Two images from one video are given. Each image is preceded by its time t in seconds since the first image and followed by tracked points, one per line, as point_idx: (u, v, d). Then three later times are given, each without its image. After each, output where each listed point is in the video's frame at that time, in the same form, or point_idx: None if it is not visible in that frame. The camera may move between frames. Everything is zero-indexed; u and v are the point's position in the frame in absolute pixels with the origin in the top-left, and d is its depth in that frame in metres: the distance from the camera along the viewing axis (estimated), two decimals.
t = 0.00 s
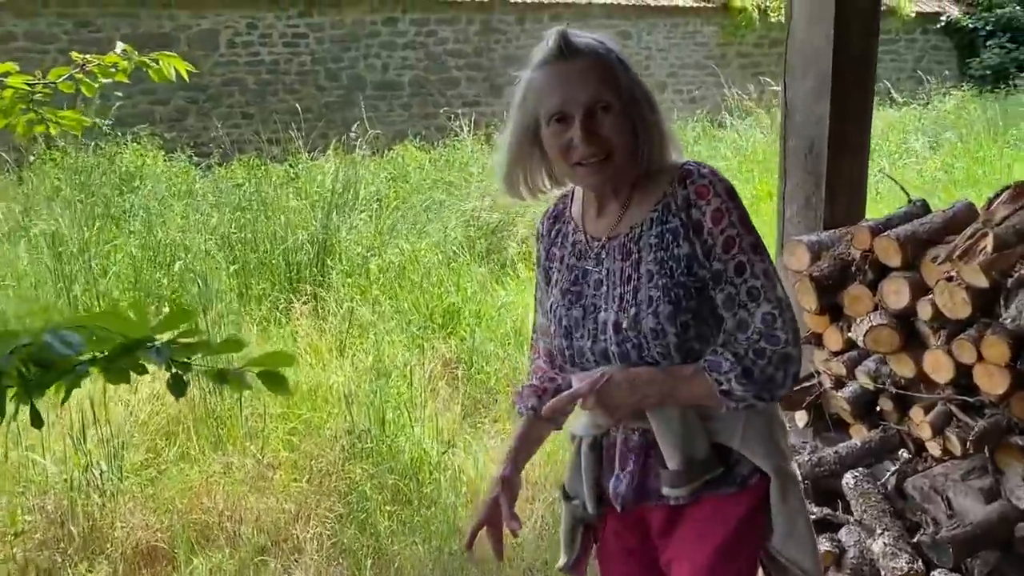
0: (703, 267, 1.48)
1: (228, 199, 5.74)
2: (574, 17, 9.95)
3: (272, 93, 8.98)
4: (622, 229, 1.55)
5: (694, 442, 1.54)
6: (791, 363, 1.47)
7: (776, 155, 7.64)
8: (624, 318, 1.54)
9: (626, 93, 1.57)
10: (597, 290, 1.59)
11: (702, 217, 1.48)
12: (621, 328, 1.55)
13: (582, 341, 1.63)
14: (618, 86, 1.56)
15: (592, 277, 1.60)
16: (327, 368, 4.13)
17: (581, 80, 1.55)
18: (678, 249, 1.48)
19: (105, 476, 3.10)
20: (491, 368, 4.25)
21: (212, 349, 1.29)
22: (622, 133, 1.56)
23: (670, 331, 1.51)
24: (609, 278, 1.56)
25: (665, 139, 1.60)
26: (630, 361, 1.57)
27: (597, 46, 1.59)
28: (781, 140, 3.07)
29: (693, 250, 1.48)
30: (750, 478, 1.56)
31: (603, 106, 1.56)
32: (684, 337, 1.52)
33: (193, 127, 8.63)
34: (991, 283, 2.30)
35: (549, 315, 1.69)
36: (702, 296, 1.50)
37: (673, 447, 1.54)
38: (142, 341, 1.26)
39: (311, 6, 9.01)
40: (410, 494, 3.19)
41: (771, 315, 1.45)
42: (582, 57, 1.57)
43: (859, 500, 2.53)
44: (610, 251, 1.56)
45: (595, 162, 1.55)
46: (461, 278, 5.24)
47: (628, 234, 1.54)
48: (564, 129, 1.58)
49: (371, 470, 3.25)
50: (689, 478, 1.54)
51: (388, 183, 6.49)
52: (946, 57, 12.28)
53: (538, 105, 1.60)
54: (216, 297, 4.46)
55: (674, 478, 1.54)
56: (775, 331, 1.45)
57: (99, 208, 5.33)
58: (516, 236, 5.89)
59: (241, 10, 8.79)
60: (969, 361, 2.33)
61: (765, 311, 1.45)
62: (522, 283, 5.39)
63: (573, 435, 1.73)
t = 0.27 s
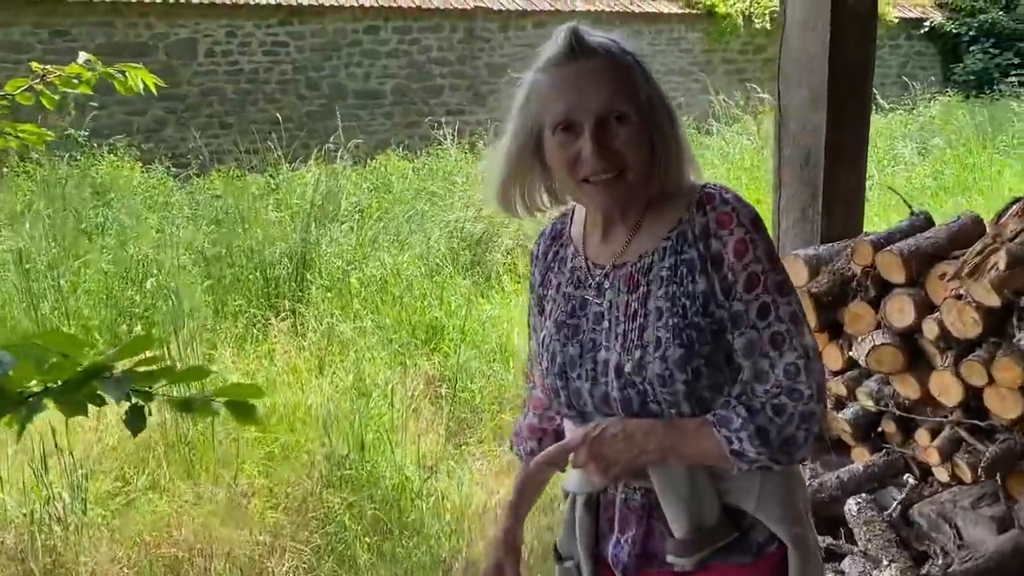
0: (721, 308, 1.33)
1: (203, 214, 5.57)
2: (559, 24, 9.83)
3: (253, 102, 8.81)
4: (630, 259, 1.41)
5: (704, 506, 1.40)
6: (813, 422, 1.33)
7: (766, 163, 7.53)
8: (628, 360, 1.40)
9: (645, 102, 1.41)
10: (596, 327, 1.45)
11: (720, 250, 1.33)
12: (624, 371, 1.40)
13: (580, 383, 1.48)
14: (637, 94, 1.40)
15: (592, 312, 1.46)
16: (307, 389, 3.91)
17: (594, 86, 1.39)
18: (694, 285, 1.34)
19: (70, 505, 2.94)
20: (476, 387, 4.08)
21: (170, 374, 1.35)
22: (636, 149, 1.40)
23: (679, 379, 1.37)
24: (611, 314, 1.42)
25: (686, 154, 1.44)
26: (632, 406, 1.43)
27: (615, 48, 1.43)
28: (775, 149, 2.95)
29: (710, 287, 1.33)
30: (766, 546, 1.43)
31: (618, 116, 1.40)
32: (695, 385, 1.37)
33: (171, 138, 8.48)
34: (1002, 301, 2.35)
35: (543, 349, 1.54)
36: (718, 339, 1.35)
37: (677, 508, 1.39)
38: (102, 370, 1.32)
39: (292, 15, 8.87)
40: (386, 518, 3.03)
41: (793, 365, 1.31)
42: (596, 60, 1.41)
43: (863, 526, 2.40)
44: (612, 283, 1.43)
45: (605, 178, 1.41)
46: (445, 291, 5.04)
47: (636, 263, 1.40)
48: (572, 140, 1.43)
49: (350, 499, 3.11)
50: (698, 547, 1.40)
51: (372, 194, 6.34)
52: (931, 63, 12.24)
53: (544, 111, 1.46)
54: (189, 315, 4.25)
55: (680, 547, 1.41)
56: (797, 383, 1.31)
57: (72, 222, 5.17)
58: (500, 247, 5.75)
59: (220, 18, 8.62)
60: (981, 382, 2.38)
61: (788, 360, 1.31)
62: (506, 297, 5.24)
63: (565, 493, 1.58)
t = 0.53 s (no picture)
0: (766, 368, 1.22)
1: (175, 225, 5.36)
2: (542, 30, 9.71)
3: (232, 110, 8.66)
4: (655, 297, 1.32)
5: None
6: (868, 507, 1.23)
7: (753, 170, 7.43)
8: (647, 425, 1.28)
9: (681, 110, 1.29)
10: (611, 381, 1.34)
11: (771, 294, 1.22)
12: (642, 438, 1.29)
13: (589, 446, 1.37)
14: (672, 101, 1.28)
15: (607, 361, 1.35)
16: (280, 408, 3.72)
17: (625, 91, 1.27)
18: (735, 337, 1.23)
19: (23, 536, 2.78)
20: (456, 401, 3.90)
21: (120, 396, 1.13)
22: (669, 163, 1.29)
23: (712, 452, 1.25)
24: (631, 366, 1.32)
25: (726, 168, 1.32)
26: (647, 481, 1.32)
27: (647, 45, 1.30)
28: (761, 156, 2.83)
29: (754, 340, 1.22)
30: None
31: (650, 125, 1.29)
32: (729, 461, 1.26)
33: (148, 147, 8.35)
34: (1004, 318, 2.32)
35: (544, 399, 1.42)
36: (759, 406, 1.24)
37: None
38: (39, 392, 1.10)
39: (271, 21, 8.69)
40: (359, 544, 2.89)
41: (854, 445, 1.21)
42: (626, 58, 1.29)
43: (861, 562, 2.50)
44: (630, 324, 1.33)
45: (632, 200, 1.29)
46: (423, 303, 4.88)
47: (662, 304, 1.30)
48: (596, 153, 1.32)
49: (322, 524, 2.97)
50: None
51: (352, 203, 6.20)
52: (915, 66, 12.17)
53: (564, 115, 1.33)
54: (162, 329, 4.16)
55: None
56: (856, 464, 1.21)
57: (42, 234, 5.03)
58: (482, 256, 5.63)
59: (198, 24, 8.46)
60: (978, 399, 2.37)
61: (844, 439, 1.21)
62: (488, 309, 5.10)
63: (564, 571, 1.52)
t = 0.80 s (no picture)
0: (803, 413, 1.13)
1: (149, 234, 5.22)
2: (526, 35, 9.64)
3: (212, 117, 8.56)
4: (671, 325, 1.25)
5: None
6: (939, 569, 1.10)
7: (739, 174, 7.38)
8: (660, 478, 1.19)
9: (704, 106, 1.18)
10: (616, 421, 1.26)
11: (812, 326, 1.14)
12: (650, 490, 1.20)
13: (590, 495, 1.28)
14: (694, 95, 1.18)
15: (614, 398, 1.28)
16: (254, 423, 3.59)
17: (636, 86, 1.17)
18: (766, 377, 1.15)
19: None
20: (438, 413, 3.81)
21: (73, 421, 1.18)
22: (688, 168, 1.18)
23: (732, 512, 1.14)
24: (642, 407, 1.24)
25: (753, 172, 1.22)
26: (650, 540, 1.21)
27: (667, 28, 1.19)
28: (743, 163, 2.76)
29: (789, 380, 1.14)
30: None
31: (667, 121, 1.18)
32: (749, 524, 1.14)
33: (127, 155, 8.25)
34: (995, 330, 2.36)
35: (541, 437, 1.34)
36: (791, 459, 1.15)
37: None
38: None
39: (252, 26, 8.56)
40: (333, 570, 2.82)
41: (927, 503, 1.09)
42: (643, 44, 1.18)
43: None
44: (642, 355, 1.26)
45: (644, 209, 1.20)
46: (404, 311, 4.81)
47: (679, 333, 1.23)
48: (604, 152, 1.22)
49: (295, 544, 2.89)
50: None
51: (332, 209, 6.11)
52: (899, 70, 12.17)
53: (570, 105, 1.23)
54: (135, 342, 4.06)
55: None
56: (932, 523, 1.09)
57: (13, 244, 4.93)
58: (465, 263, 5.57)
59: (178, 29, 8.32)
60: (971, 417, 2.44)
61: (911, 495, 1.10)
62: (470, 318, 5.01)
63: None
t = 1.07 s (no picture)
0: (799, 440, 1.13)
1: (131, 240, 5.15)
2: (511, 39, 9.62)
3: (196, 122, 8.50)
4: (664, 340, 1.24)
5: None
6: None
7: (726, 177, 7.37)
8: (649, 502, 1.18)
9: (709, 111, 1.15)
10: (602, 438, 1.25)
11: (814, 347, 1.12)
12: (639, 513, 1.19)
13: (573, 515, 1.27)
14: (699, 99, 1.15)
15: (602, 414, 1.26)
16: (237, 433, 3.54)
17: (640, 86, 1.15)
18: (762, 400, 1.13)
19: None
20: (424, 421, 3.77)
21: (50, 452, 1.11)
22: (688, 173, 1.15)
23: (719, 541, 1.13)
24: (629, 425, 1.22)
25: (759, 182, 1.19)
26: (635, 564, 1.22)
27: (675, 28, 1.16)
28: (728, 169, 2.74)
29: (786, 405, 1.13)
30: None
31: (669, 125, 1.16)
32: (737, 552, 1.15)
33: (110, 160, 8.19)
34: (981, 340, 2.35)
35: (523, 451, 1.31)
36: (785, 485, 1.15)
37: None
38: None
39: (236, 30, 8.51)
40: None
41: (933, 533, 1.12)
42: (648, 43, 1.15)
43: None
44: (632, 370, 1.24)
45: (640, 215, 1.17)
46: (389, 318, 4.78)
47: (671, 350, 1.22)
48: (602, 153, 1.19)
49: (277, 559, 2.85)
50: None
51: (317, 215, 6.07)
52: (883, 73, 12.23)
53: (569, 104, 1.20)
54: (117, 351, 4.01)
55: None
56: (939, 552, 1.12)
57: None
58: (451, 269, 5.53)
59: (161, 34, 8.27)
60: (959, 425, 2.46)
61: (918, 525, 1.11)
62: (456, 325, 4.98)
63: None
